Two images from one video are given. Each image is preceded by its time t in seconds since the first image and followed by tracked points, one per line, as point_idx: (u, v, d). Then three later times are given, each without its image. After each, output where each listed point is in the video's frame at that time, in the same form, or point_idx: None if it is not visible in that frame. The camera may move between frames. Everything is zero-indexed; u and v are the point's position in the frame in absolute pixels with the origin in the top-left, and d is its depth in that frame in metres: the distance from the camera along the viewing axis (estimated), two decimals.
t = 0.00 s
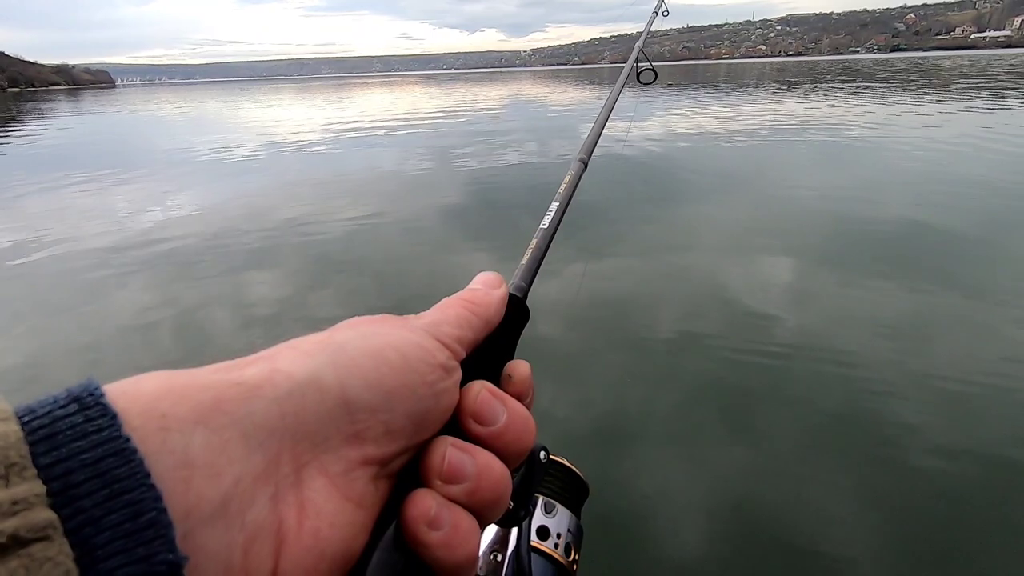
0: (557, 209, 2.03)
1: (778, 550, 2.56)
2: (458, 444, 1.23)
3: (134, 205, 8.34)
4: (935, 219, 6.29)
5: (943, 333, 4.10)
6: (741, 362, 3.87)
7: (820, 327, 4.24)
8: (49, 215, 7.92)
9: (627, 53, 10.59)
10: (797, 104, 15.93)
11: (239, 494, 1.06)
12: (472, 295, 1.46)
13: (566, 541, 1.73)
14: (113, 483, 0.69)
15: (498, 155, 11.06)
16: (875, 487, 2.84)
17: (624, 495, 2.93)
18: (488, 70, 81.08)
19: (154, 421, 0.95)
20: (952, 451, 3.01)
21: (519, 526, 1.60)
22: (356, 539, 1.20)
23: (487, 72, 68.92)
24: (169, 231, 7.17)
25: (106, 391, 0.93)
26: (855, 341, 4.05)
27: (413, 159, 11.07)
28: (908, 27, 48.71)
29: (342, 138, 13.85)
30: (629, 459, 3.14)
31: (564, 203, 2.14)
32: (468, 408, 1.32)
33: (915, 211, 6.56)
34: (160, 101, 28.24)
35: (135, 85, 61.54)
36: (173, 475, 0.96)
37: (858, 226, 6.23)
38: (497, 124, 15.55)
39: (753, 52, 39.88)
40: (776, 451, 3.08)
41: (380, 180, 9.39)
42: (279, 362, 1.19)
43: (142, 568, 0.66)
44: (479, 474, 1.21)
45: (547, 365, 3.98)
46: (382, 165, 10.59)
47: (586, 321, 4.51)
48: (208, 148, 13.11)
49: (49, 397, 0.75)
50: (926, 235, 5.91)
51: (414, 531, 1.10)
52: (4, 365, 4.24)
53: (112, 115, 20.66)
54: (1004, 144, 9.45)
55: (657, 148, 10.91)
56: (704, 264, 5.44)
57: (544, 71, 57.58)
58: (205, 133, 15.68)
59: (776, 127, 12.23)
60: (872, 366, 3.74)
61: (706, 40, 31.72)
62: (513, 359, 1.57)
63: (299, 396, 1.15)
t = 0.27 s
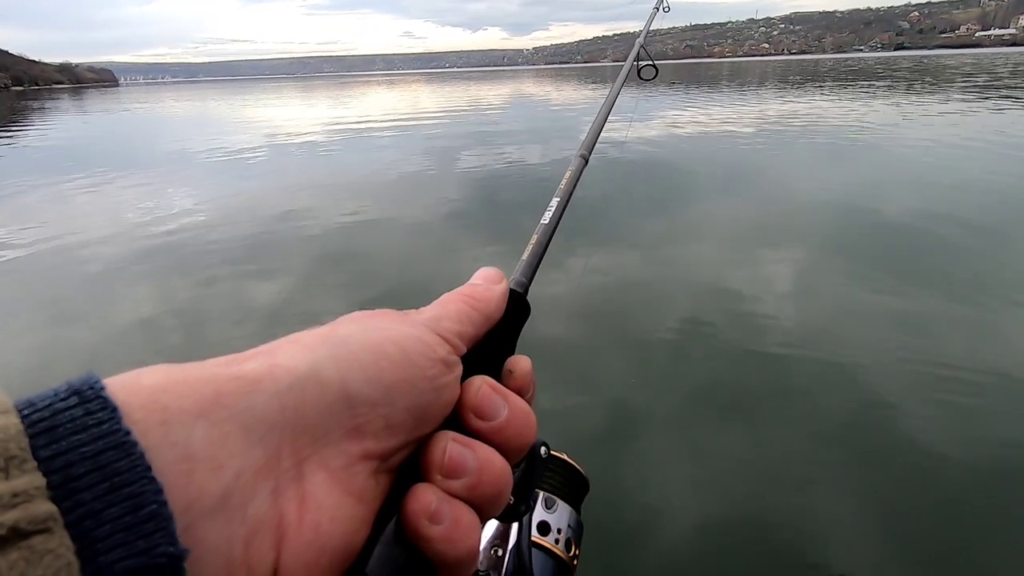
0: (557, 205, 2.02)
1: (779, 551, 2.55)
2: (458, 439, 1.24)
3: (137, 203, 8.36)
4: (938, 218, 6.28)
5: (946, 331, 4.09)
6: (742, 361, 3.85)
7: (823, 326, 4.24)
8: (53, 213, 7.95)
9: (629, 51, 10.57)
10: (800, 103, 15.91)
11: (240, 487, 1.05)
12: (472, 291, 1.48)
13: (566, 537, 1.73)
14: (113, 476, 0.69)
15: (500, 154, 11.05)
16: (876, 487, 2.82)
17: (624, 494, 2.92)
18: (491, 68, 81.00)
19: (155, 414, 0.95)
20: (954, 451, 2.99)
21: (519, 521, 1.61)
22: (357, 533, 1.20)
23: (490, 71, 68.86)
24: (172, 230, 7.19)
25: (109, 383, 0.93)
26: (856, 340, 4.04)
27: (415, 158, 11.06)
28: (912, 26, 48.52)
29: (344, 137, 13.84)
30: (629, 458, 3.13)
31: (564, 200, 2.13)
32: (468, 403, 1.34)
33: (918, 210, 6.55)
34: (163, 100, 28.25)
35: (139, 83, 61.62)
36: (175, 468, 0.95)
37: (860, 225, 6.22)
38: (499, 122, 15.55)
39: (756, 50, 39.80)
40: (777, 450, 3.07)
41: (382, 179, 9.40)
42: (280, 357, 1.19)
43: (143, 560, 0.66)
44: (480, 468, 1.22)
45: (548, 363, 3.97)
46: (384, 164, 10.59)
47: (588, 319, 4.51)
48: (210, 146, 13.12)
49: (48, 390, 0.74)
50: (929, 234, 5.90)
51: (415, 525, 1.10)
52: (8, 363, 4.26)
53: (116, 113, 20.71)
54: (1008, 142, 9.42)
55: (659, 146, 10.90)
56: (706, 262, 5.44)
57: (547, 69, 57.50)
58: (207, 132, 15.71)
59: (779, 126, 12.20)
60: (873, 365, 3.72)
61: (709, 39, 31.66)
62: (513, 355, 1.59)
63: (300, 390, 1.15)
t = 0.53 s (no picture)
0: (557, 203, 2.00)
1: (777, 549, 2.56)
2: (460, 436, 1.24)
3: (138, 201, 8.36)
4: (940, 217, 6.27)
5: (947, 329, 4.09)
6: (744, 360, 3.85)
7: (824, 325, 4.23)
8: (55, 211, 7.95)
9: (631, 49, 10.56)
10: (801, 101, 15.88)
11: (244, 482, 1.07)
12: (473, 288, 1.45)
13: (566, 532, 1.73)
14: (118, 470, 0.70)
15: (502, 151, 11.07)
16: (876, 485, 2.83)
17: (624, 491, 2.93)
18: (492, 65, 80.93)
19: (158, 409, 0.96)
20: (955, 451, 2.99)
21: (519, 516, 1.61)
22: (360, 527, 1.22)
23: (491, 68, 68.74)
24: (173, 228, 7.19)
25: (112, 378, 0.94)
26: (859, 338, 4.03)
27: (417, 155, 11.09)
28: (914, 23, 48.45)
29: (346, 134, 13.87)
30: (629, 456, 3.14)
31: (565, 197, 2.11)
32: (469, 400, 1.33)
33: (921, 209, 6.54)
34: (164, 97, 28.24)
35: (140, 80, 61.56)
36: (179, 463, 0.97)
37: (862, 223, 6.21)
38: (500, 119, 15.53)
39: (758, 48, 39.72)
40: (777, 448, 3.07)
41: (383, 176, 9.39)
42: (282, 352, 1.19)
43: (147, 554, 0.67)
44: (481, 464, 1.22)
45: (549, 361, 3.98)
46: (386, 161, 10.61)
47: (589, 317, 4.51)
48: (212, 143, 13.15)
49: (52, 387, 0.75)
50: (931, 232, 5.89)
51: (417, 521, 1.11)
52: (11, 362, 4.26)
53: (116, 110, 20.71)
54: (1010, 140, 9.41)
55: (661, 144, 10.90)
56: (708, 261, 5.43)
57: (548, 66, 57.40)
58: (207, 129, 15.71)
59: (780, 123, 12.19)
60: (876, 365, 3.71)
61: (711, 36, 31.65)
62: (513, 352, 1.56)
63: (302, 386, 1.16)
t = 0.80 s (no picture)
0: (554, 199, 2.00)
1: (777, 547, 2.58)
2: (456, 431, 1.29)
3: (139, 199, 8.38)
4: (940, 215, 6.28)
5: (943, 326, 4.12)
6: (745, 357, 3.85)
7: (823, 322, 4.25)
8: (57, 208, 7.97)
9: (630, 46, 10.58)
10: (802, 99, 15.87)
11: (240, 476, 1.12)
12: (470, 284, 1.51)
13: (563, 528, 1.74)
14: (114, 465, 0.77)
15: (502, 149, 11.08)
16: (875, 484, 2.84)
17: (623, 487, 2.94)
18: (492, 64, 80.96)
19: (154, 404, 1.01)
20: (955, 452, 3.01)
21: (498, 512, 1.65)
22: (357, 521, 1.27)
23: (490, 66, 68.56)
24: (175, 225, 7.21)
25: (108, 373, 0.99)
26: (859, 336, 4.04)
27: (418, 152, 11.11)
28: (915, 21, 48.40)
29: (347, 132, 13.88)
30: (629, 454, 3.15)
31: (562, 192, 2.11)
32: (466, 396, 1.38)
33: (920, 207, 6.55)
34: (165, 95, 28.25)
35: (140, 78, 61.52)
36: (175, 458, 1.02)
37: (861, 221, 6.22)
38: (501, 117, 15.52)
39: (759, 45, 39.67)
40: (777, 447, 3.08)
41: (384, 174, 9.40)
42: (279, 349, 1.24)
43: (143, 546, 0.75)
44: (477, 460, 1.27)
45: (548, 358, 4.00)
46: (387, 158, 10.63)
47: (588, 315, 4.54)
48: (214, 141, 13.18)
49: (51, 380, 0.82)
50: (930, 230, 5.91)
51: (414, 515, 1.16)
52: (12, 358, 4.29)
53: (117, 108, 20.72)
54: (1010, 138, 9.42)
55: (661, 142, 10.93)
56: (707, 259, 5.45)
57: (549, 64, 57.32)
58: (208, 127, 15.72)
59: (781, 121, 12.21)
60: (876, 363, 3.72)
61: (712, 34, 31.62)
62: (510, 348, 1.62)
63: (298, 381, 1.21)
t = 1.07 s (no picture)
0: (546, 217, 2.05)
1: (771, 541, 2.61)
2: (446, 441, 1.31)
3: (139, 196, 8.39)
4: (938, 211, 6.30)
5: (937, 322, 4.15)
6: (744, 355, 3.88)
7: (819, 317, 4.28)
8: (56, 207, 7.99)
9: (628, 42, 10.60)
10: (801, 95, 15.86)
11: (234, 485, 1.18)
12: (465, 298, 1.56)
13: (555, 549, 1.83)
14: (125, 478, 0.86)
15: (501, 146, 11.10)
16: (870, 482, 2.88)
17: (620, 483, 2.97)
18: (492, 61, 80.95)
19: (155, 420, 1.10)
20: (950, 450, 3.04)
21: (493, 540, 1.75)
22: (349, 528, 1.31)
23: (489, 63, 68.56)
24: (174, 222, 7.22)
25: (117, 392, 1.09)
26: (857, 334, 4.06)
27: (417, 149, 11.13)
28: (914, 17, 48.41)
29: (347, 129, 13.90)
30: (627, 450, 3.18)
31: (554, 210, 2.16)
32: (456, 409, 1.42)
33: (917, 204, 6.57)
34: (163, 91, 28.19)
35: (138, 75, 61.27)
36: (173, 469, 1.10)
37: (859, 218, 6.25)
38: (500, 114, 15.51)
39: (758, 42, 39.62)
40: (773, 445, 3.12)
41: (383, 171, 9.40)
42: (273, 365, 1.31)
43: (151, 552, 0.83)
44: (469, 470, 1.29)
45: (547, 355, 4.03)
46: (386, 155, 10.65)
47: (585, 312, 4.57)
48: (213, 138, 13.18)
49: (67, 398, 0.91)
50: (928, 226, 5.93)
51: (403, 525, 1.18)
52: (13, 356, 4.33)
53: (115, 104, 20.68)
54: (1007, 134, 9.45)
55: (659, 138, 10.95)
56: (704, 255, 5.49)
57: (548, 61, 57.17)
58: (207, 123, 15.70)
59: (779, 118, 12.24)
60: (873, 361, 3.74)
61: (711, 30, 31.64)
62: (502, 359, 1.65)
63: (289, 394, 1.27)
